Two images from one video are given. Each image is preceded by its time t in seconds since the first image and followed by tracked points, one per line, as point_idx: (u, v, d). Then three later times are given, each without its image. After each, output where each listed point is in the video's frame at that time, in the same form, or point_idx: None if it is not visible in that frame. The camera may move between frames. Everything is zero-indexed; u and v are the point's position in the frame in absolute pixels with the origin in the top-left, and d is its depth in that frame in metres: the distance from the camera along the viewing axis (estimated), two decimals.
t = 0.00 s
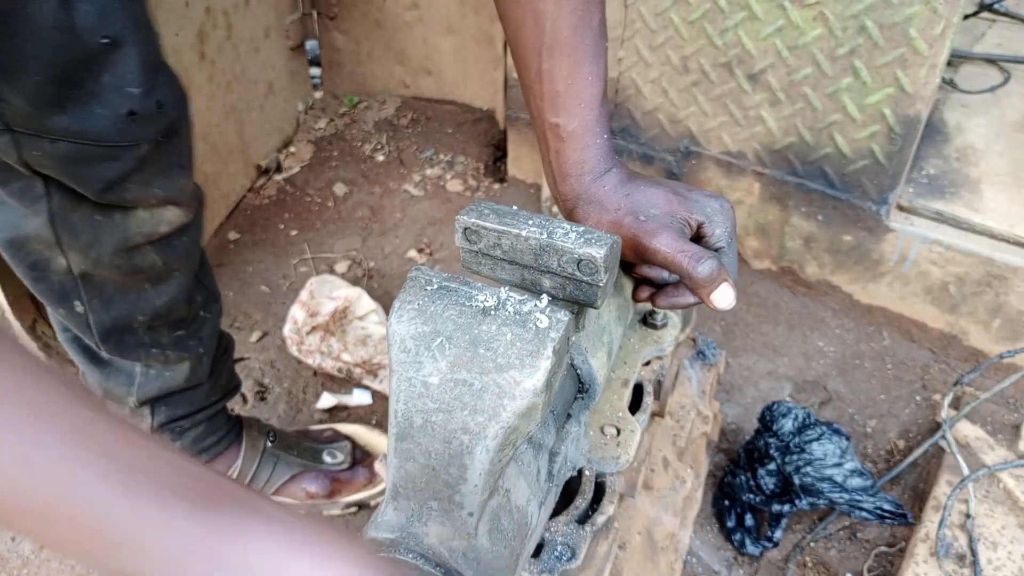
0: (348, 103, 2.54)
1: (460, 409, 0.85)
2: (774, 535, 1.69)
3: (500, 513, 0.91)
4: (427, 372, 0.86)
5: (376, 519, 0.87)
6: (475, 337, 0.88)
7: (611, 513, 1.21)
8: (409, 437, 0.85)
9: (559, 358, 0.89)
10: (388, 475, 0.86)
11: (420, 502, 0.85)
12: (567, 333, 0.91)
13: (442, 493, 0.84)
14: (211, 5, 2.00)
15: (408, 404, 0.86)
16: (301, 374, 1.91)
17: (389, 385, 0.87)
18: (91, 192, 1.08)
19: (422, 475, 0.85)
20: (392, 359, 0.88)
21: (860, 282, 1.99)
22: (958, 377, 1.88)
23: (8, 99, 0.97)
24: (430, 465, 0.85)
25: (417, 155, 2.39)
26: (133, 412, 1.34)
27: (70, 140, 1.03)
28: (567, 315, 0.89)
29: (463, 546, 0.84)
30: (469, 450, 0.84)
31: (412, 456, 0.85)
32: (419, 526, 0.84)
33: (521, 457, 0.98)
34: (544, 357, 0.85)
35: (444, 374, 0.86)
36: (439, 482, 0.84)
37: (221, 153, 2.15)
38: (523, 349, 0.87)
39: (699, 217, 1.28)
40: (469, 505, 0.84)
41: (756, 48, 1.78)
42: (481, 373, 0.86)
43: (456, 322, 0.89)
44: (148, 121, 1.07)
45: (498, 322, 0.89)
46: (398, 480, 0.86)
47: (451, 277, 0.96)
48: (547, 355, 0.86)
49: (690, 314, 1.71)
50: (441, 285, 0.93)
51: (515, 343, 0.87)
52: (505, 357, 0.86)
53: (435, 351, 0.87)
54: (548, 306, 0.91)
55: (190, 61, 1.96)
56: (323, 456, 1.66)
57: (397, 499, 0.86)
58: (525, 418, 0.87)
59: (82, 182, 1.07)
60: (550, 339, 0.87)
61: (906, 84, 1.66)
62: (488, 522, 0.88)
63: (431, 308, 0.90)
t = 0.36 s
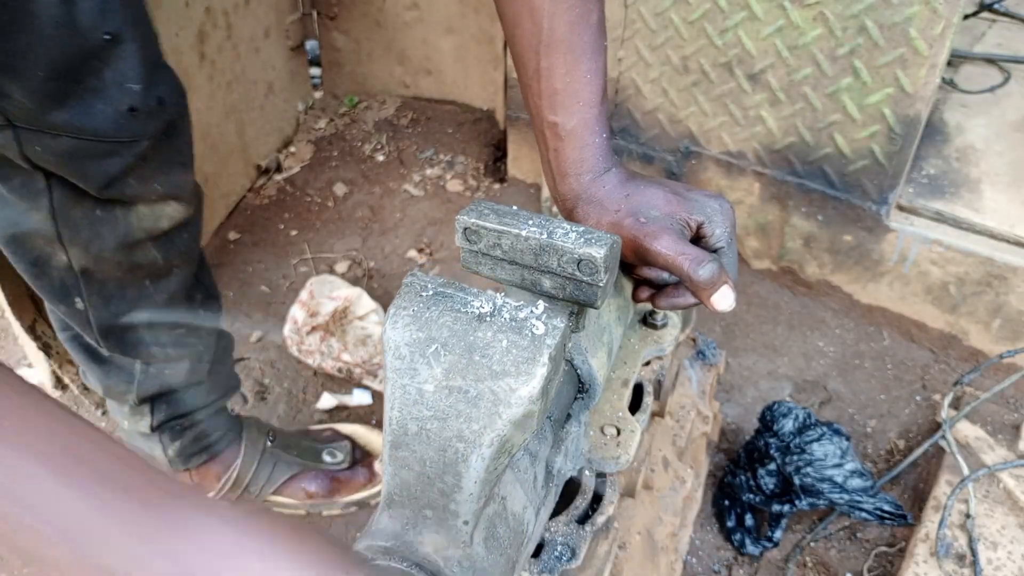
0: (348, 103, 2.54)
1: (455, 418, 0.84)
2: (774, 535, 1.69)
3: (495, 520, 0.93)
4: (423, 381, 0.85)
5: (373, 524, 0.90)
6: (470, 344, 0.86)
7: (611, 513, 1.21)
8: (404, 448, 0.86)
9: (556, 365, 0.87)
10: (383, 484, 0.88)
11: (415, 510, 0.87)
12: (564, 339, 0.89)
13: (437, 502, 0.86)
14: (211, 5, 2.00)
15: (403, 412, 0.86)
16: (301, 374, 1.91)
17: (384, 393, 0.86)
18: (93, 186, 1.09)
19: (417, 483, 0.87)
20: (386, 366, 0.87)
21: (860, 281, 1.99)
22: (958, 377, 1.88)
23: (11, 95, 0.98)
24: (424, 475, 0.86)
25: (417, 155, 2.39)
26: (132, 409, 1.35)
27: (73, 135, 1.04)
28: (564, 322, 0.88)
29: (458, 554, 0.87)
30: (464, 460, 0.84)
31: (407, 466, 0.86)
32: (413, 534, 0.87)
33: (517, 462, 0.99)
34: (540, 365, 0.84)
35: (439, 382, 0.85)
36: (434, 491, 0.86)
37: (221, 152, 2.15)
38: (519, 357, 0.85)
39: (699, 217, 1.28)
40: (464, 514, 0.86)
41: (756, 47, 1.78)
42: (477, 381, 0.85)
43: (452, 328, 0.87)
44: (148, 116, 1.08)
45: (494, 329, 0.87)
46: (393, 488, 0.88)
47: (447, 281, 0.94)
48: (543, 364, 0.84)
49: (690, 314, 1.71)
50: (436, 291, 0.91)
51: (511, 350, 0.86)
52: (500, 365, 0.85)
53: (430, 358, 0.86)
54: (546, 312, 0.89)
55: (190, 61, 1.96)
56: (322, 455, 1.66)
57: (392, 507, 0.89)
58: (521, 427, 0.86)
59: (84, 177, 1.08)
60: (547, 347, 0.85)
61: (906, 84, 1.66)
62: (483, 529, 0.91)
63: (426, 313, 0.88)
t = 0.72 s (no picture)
0: (348, 103, 2.54)
1: (450, 426, 0.84)
2: (774, 535, 1.69)
3: (492, 526, 0.93)
4: (418, 388, 0.85)
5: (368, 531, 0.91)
6: (466, 351, 0.86)
7: (611, 513, 1.21)
8: (399, 456, 0.86)
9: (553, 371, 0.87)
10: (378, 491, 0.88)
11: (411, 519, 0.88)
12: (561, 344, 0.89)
13: (432, 510, 0.87)
14: (211, 5, 2.00)
15: (398, 420, 0.85)
16: (301, 374, 1.91)
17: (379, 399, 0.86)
18: (121, 184, 1.13)
19: (412, 492, 0.87)
20: (380, 373, 0.87)
21: (860, 282, 1.99)
22: (958, 377, 1.88)
23: (45, 93, 1.03)
24: (419, 483, 0.86)
25: (417, 155, 2.39)
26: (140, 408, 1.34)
27: (100, 132, 1.08)
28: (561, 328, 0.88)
29: (452, 562, 0.88)
30: (459, 468, 0.84)
31: (402, 473, 0.86)
32: (409, 543, 0.88)
33: (514, 468, 0.99)
34: (537, 372, 0.84)
35: (434, 388, 0.85)
36: (429, 499, 0.86)
37: (221, 152, 2.15)
38: (515, 364, 0.85)
39: (699, 217, 1.28)
40: (459, 522, 0.87)
41: (756, 47, 1.78)
42: (473, 388, 0.84)
43: (447, 335, 0.87)
44: (176, 114, 1.13)
45: (490, 335, 0.87)
46: (388, 496, 0.88)
47: (442, 288, 0.94)
48: (539, 370, 0.84)
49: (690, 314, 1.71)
50: (432, 297, 0.91)
51: (506, 357, 0.85)
52: (496, 371, 0.85)
53: (426, 364, 0.85)
54: (542, 318, 0.89)
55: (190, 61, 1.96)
56: (323, 455, 1.70)
57: (388, 515, 0.89)
58: (517, 434, 0.86)
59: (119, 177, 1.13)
60: (543, 353, 0.85)
61: (906, 84, 1.67)
62: (478, 535, 0.91)
63: (421, 320, 0.88)
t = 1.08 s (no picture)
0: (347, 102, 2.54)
1: (447, 430, 0.88)
2: (774, 535, 1.81)
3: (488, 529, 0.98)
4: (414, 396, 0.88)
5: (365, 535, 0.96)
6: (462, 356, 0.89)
7: (610, 511, 1.39)
8: (395, 461, 0.90)
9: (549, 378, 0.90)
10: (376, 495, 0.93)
11: (408, 523, 0.93)
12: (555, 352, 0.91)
13: (429, 514, 0.92)
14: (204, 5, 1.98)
15: (395, 425, 0.89)
16: (301, 374, 1.94)
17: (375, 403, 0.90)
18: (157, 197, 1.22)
19: (409, 496, 0.92)
20: (377, 377, 0.90)
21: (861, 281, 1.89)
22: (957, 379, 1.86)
23: (93, 107, 1.10)
24: (416, 487, 0.91)
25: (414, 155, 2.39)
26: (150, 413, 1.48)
27: (146, 147, 1.17)
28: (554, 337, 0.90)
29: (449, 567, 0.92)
30: (455, 471, 0.89)
31: (400, 478, 0.91)
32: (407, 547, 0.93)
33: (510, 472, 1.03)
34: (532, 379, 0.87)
35: (431, 394, 0.88)
36: (426, 503, 0.91)
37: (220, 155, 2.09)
38: (510, 371, 0.88)
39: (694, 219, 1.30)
40: (456, 526, 0.91)
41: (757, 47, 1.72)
42: (469, 393, 0.87)
43: (442, 340, 0.90)
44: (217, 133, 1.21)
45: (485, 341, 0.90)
46: (386, 499, 0.93)
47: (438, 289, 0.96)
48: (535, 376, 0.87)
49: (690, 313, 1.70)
50: (429, 301, 0.93)
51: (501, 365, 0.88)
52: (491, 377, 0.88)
53: (423, 371, 0.88)
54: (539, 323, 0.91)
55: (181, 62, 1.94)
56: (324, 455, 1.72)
57: (385, 519, 0.94)
58: (512, 440, 0.89)
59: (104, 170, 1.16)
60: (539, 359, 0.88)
61: (906, 84, 1.64)
62: (475, 538, 0.95)
63: (418, 324, 0.91)
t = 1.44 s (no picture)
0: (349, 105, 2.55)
1: (448, 430, 0.87)
2: (774, 535, 1.70)
3: (490, 531, 0.94)
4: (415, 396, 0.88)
5: (366, 537, 0.92)
6: (463, 355, 0.89)
7: (611, 514, 1.23)
8: (397, 461, 0.88)
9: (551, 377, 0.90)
10: (376, 495, 0.90)
11: (408, 524, 0.90)
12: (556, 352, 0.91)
13: (430, 515, 0.89)
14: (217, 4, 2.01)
15: (396, 424, 0.88)
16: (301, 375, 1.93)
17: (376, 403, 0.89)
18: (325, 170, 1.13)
19: (409, 495, 0.89)
20: (378, 378, 0.90)
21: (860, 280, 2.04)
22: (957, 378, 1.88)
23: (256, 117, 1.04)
24: (417, 487, 0.89)
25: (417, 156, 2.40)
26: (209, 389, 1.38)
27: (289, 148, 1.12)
28: (557, 333, 0.90)
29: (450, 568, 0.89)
30: (457, 472, 0.86)
31: (400, 478, 0.89)
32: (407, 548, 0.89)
33: (513, 473, 1.00)
34: (533, 379, 0.86)
35: (431, 393, 0.88)
36: (427, 503, 0.89)
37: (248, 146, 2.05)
38: (512, 370, 0.87)
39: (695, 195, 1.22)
40: (456, 526, 0.88)
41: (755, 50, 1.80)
42: (470, 393, 0.87)
43: (442, 339, 0.90)
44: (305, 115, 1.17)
45: (487, 340, 0.90)
46: (386, 500, 0.90)
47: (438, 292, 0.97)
48: (535, 376, 0.86)
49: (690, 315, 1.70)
50: (429, 301, 0.94)
51: (503, 363, 0.88)
52: (493, 376, 0.87)
53: (422, 370, 0.88)
54: (540, 323, 0.91)
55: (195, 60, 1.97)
56: (334, 450, 1.67)
57: (384, 520, 0.91)
58: (514, 441, 0.87)
59: (341, 127, 1.04)
60: (540, 359, 0.88)
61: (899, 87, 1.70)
62: (478, 541, 0.92)
63: (418, 324, 0.91)
